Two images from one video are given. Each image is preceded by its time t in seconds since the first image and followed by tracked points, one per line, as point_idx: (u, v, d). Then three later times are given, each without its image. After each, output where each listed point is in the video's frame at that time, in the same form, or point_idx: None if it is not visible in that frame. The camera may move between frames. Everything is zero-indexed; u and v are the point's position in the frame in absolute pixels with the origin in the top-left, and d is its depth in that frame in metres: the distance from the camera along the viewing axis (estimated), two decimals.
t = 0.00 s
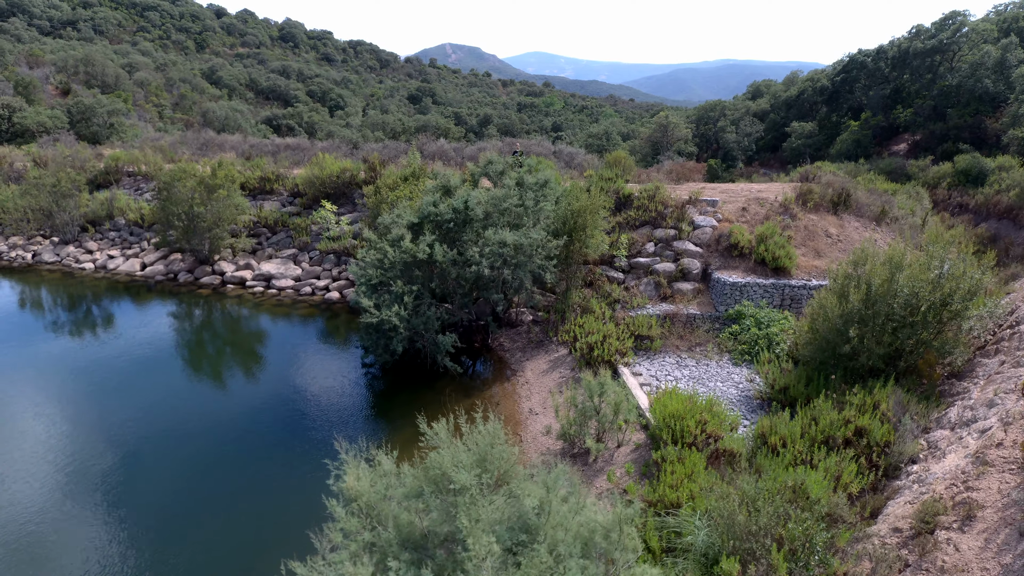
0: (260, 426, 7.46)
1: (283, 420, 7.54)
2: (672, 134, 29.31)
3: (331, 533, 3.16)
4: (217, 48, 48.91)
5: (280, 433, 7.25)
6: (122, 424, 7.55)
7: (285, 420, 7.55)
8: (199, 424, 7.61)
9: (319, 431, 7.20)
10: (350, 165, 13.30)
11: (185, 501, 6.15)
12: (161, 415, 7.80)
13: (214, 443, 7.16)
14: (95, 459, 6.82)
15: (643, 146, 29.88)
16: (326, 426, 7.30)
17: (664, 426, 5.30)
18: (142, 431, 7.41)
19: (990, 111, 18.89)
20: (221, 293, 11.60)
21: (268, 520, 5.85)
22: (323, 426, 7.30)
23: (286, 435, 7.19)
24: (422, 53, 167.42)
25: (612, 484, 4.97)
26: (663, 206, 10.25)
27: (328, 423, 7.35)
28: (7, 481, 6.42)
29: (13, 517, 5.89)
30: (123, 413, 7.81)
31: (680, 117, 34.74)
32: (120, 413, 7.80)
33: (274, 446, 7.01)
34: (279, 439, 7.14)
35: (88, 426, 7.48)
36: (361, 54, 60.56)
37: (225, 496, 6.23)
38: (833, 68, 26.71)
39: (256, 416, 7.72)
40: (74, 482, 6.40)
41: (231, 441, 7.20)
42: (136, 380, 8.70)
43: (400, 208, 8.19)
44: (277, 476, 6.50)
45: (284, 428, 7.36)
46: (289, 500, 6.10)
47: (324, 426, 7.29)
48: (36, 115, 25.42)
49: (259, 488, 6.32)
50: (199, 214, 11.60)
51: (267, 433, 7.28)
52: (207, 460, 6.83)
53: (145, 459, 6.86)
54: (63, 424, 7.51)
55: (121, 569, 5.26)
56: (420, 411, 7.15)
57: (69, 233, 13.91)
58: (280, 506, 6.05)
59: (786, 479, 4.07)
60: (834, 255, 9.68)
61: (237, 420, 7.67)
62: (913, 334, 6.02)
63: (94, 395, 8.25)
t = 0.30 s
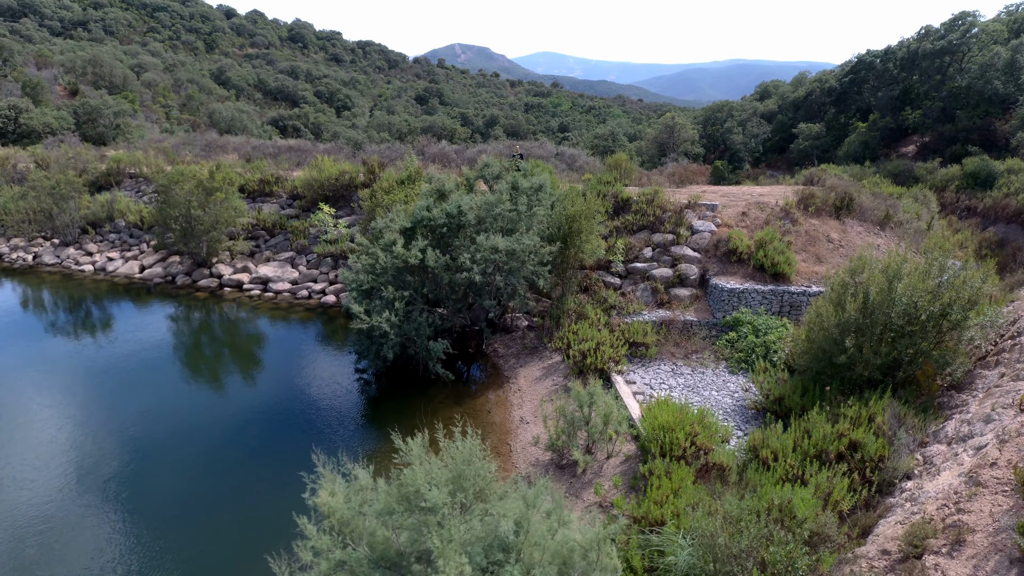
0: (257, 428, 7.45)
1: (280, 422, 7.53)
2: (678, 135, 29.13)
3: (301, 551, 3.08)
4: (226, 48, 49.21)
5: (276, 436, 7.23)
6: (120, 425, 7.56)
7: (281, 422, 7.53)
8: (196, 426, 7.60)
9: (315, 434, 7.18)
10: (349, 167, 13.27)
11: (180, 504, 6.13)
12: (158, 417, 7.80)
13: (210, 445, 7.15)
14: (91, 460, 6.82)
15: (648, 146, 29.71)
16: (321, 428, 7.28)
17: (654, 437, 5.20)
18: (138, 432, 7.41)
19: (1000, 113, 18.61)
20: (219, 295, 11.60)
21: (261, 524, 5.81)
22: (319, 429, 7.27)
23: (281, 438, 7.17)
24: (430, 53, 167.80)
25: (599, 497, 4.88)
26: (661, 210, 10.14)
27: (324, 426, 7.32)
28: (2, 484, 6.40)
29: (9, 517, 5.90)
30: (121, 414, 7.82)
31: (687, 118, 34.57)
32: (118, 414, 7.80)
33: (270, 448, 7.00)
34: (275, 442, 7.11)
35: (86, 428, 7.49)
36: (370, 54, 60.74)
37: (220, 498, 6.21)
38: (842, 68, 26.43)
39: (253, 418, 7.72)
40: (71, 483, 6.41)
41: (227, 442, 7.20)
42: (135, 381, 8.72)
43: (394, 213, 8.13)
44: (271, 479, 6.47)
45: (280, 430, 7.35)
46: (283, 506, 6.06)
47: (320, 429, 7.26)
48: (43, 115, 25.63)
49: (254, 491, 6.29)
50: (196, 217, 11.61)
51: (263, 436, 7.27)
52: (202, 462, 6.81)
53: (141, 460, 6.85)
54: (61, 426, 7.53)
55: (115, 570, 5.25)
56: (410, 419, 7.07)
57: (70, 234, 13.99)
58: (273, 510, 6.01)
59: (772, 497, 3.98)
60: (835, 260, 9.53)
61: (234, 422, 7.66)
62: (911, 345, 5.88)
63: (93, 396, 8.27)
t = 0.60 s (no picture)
0: (253, 430, 7.43)
1: (275, 424, 7.51)
2: (683, 136, 28.99)
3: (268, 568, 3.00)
4: (233, 49, 49.42)
5: (271, 437, 7.21)
6: (116, 425, 7.55)
7: (277, 424, 7.51)
8: (192, 426, 7.60)
9: (310, 436, 7.16)
10: (346, 169, 13.22)
11: (175, 503, 6.13)
12: (155, 417, 7.79)
13: (206, 446, 7.14)
14: (87, 460, 6.82)
15: (653, 148, 29.58)
16: (316, 431, 7.26)
17: (642, 448, 5.11)
18: (135, 432, 7.42)
19: (1007, 114, 18.38)
20: (214, 298, 11.59)
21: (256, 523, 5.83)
22: (314, 431, 7.25)
23: (276, 440, 7.15)
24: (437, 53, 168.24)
25: (584, 509, 4.79)
26: (658, 214, 10.03)
27: (319, 428, 7.30)
28: None
29: (4, 516, 5.90)
30: (118, 414, 7.82)
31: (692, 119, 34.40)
32: (115, 414, 7.81)
33: (265, 450, 6.98)
34: (270, 443, 7.09)
35: (83, 428, 7.50)
36: (377, 54, 60.88)
37: (214, 499, 6.20)
38: (848, 69, 26.20)
39: (249, 419, 7.70)
40: (66, 484, 6.40)
41: (223, 443, 7.19)
42: (134, 382, 8.74)
43: (386, 217, 8.08)
44: (267, 480, 6.46)
45: (275, 431, 7.33)
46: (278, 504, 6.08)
47: (315, 432, 7.24)
48: (47, 116, 25.77)
49: (248, 492, 6.28)
50: (192, 219, 11.61)
51: (258, 437, 7.25)
52: (198, 462, 6.80)
53: (137, 459, 6.85)
54: (59, 426, 7.54)
55: (109, 570, 5.24)
56: (399, 426, 7.01)
57: (68, 236, 14.03)
58: (267, 510, 6.01)
59: (756, 515, 3.91)
60: (834, 265, 9.40)
61: (231, 424, 7.65)
62: (907, 354, 5.77)
63: (92, 397, 8.28)
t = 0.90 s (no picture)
0: (246, 432, 7.40)
1: (269, 427, 7.47)
2: (686, 138, 28.87)
3: None
4: (239, 49, 49.55)
5: (264, 439, 7.18)
6: (110, 425, 7.53)
7: (270, 426, 7.48)
8: (186, 427, 7.57)
9: (302, 439, 7.12)
10: (341, 171, 13.15)
11: (165, 504, 6.10)
12: (148, 419, 7.75)
13: (199, 447, 7.11)
14: (80, 460, 6.80)
15: (655, 149, 29.47)
16: (308, 434, 7.22)
17: (626, 460, 5.02)
18: (128, 433, 7.39)
19: (1013, 116, 18.18)
20: (208, 301, 11.55)
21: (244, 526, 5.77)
22: (306, 434, 7.21)
23: (268, 442, 7.11)
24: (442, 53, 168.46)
25: (566, 522, 4.70)
26: (653, 218, 9.92)
27: (311, 431, 7.27)
28: None
29: None
30: (113, 414, 7.81)
31: (696, 120, 34.23)
32: (109, 415, 7.80)
33: (258, 451, 6.95)
34: (262, 445, 7.06)
35: (77, 428, 7.49)
36: (382, 54, 60.94)
37: (205, 501, 6.16)
38: (853, 70, 25.98)
39: (243, 421, 7.67)
40: (59, 485, 6.36)
41: (216, 444, 7.16)
42: (130, 383, 8.73)
43: (375, 221, 8.01)
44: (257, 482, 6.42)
45: (268, 434, 7.30)
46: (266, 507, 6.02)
47: (308, 435, 7.20)
48: (48, 117, 25.80)
49: (238, 494, 6.24)
50: (186, 221, 11.58)
51: (250, 439, 7.22)
52: (190, 463, 6.77)
53: (130, 459, 6.83)
54: (53, 427, 7.51)
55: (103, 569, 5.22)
56: (386, 433, 6.93)
57: (64, 237, 14.04)
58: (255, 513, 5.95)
59: (736, 532, 3.84)
60: (830, 270, 9.27)
61: (224, 425, 7.62)
62: (901, 364, 5.64)
63: (87, 397, 8.27)
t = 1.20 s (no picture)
0: (240, 434, 7.39)
1: (262, 430, 7.45)
2: (689, 138, 28.73)
3: None
4: (244, 49, 49.70)
5: (257, 442, 7.17)
6: (105, 426, 7.53)
7: (263, 429, 7.45)
8: (180, 428, 7.55)
9: (294, 442, 7.09)
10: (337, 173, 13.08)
11: (158, 503, 6.10)
12: (141, 420, 7.73)
13: (192, 448, 7.10)
14: (74, 462, 6.80)
15: (658, 149, 29.34)
16: (300, 437, 7.19)
17: (611, 470, 4.93)
18: (123, 433, 7.39)
19: (1018, 117, 18.00)
20: (202, 303, 11.51)
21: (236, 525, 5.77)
22: (298, 437, 7.18)
23: (260, 445, 7.08)
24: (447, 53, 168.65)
25: (548, 535, 4.62)
26: (648, 221, 9.82)
27: (303, 435, 7.24)
28: None
29: None
30: (108, 415, 7.81)
31: (699, 120, 34.06)
32: (104, 416, 7.79)
33: (251, 453, 6.93)
34: (254, 448, 7.04)
35: (71, 429, 7.49)
36: (387, 54, 61.03)
37: (197, 500, 6.15)
38: (857, 70, 25.80)
39: (237, 423, 7.65)
40: (53, 487, 6.35)
41: (210, 445, 7.15)
42: (126, 383, 8.73)
43: (364, 225, 7.94)
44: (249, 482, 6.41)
45: (261, 437, 7.28)
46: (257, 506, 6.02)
47: (301, 438, 7.18)
48: (49, 117, 25.85)
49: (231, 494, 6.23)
50: (179, 223, 11.55)
51: (244, 441, 7.21)
52: (183, 464, 6.76)
53: (124, 460, 6.81)
54: (48, 428, 7.50)
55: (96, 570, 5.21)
56: (372, 440, 6.85)
57: (60, 239, 14.05)
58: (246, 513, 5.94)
59: (717, 549, 3.75)
60: (828, 275, 9.15)
61: (218, 426, 7.61)
62: (894, 373, 5.54)
63: (83, 398, 8.28)
